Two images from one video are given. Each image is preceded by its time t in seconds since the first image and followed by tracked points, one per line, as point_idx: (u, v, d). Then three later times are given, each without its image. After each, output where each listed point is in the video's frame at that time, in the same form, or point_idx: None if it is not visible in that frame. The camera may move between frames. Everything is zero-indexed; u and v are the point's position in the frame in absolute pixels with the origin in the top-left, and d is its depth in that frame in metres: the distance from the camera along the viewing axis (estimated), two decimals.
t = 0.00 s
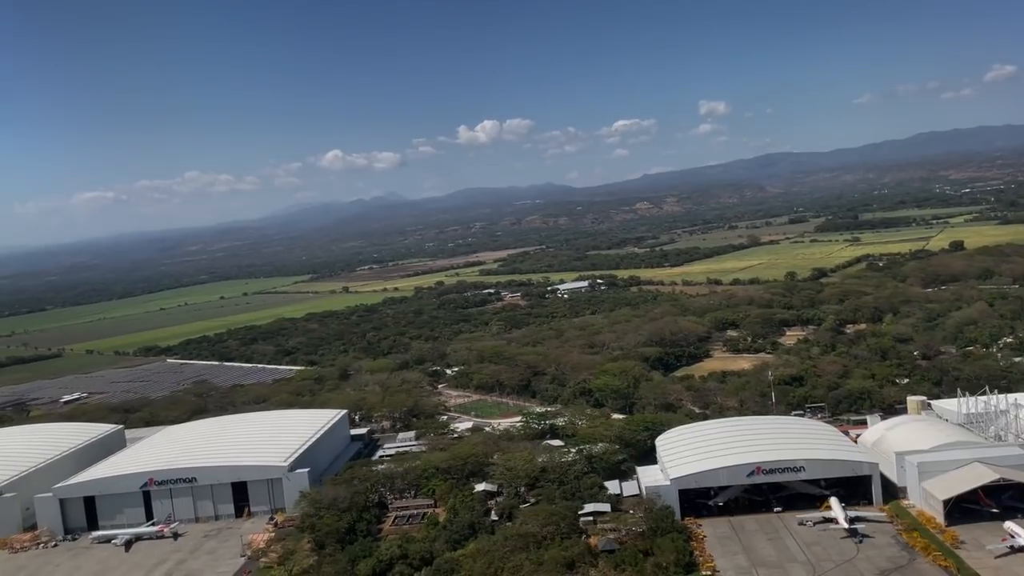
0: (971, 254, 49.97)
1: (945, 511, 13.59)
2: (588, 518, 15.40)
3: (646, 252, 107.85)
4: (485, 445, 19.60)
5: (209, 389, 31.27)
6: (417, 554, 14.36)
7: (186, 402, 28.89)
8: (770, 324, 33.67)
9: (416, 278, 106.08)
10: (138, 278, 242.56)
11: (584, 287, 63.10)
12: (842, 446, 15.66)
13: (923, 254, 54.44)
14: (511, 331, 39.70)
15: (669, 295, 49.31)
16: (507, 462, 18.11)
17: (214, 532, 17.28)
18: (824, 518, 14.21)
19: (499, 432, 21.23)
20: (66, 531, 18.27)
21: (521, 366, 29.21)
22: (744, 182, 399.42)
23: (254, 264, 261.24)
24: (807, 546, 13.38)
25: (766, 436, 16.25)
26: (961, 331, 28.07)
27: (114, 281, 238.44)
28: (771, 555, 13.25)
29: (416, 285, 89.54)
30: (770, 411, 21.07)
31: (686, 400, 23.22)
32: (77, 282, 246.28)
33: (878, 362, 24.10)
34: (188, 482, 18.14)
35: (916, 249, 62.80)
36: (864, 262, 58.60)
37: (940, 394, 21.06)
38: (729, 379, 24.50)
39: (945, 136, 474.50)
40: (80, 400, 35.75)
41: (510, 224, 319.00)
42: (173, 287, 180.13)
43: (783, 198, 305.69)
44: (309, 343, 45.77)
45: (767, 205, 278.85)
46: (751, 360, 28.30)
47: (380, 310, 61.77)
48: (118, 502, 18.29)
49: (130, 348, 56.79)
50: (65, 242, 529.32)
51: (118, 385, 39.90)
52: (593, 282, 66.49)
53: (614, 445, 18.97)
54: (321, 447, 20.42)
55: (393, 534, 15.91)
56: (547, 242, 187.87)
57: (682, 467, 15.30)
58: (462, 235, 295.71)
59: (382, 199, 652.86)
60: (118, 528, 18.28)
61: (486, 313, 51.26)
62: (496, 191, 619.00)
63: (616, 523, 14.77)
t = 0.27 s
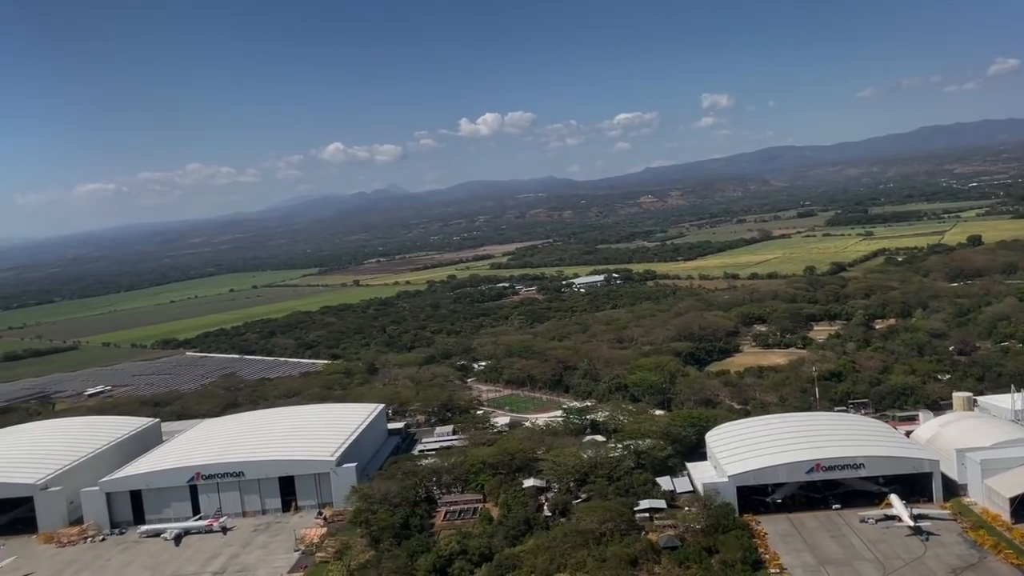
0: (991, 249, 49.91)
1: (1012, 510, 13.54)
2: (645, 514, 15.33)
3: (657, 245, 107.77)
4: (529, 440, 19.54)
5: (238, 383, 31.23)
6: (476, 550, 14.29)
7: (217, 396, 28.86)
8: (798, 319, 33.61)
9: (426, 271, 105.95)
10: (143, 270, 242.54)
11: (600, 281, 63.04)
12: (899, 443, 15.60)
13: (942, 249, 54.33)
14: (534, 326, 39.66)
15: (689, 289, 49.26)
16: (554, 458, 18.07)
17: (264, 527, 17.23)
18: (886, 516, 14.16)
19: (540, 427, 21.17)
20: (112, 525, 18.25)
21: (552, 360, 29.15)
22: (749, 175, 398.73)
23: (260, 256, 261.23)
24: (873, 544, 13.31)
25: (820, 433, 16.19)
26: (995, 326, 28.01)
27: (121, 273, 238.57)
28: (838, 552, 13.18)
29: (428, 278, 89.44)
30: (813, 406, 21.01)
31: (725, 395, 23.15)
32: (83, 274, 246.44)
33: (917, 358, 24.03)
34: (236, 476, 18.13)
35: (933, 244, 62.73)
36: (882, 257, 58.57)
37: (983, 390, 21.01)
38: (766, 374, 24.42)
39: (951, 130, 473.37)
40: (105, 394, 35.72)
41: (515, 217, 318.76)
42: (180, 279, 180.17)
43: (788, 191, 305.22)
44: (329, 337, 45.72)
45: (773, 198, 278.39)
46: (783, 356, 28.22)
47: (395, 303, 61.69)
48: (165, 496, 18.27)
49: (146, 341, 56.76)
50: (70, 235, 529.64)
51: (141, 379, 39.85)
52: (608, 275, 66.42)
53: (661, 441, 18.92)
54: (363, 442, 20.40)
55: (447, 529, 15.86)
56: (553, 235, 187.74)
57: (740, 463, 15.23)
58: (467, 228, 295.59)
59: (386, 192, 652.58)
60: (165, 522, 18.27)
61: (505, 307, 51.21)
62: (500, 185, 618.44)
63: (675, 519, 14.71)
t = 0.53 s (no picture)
0: (1010, 242, 49.78)
1: None
2: (701, 510, 15.27)
3: (666, 238, 107.63)
4: (573, 434, 19.47)
5: (266, 377, 31.19)
6: (536, 545, 14.23)
7: (248, 389, 28.81)
8: (825, 313, 33.53)
9: (436, 264, 105.79)
10: (148, 262, 242.34)
11: (615, 274, 62.90)
12: (956, 439, 15.54)
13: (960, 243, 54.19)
14: (557, 319, 39.58)
15: (708, 283, 49.17)
16: (603, 453, 17.98)
17: (313, 522, 17.18)
18: (948, 512, 14.11)
19: (581, 421, 21.11)
20: (159, 519, 18.23)
21: (582, 354, 29.06)
22: (753, 168, 397.96)
23: (265, 248, 260.99)
24: (939, 541, 13.26)
25: (875, 428, 16.12)
26: None
27: (126, 265, 238.39)
28: (904, 549, 13.13)
29: (439, 271, 89.29)
30: (855, 401, 20.93)
31: (763, 389, 23.07)
32: (88, 266, 246.35)
33: (955, 353, 23.94)
34: (283, 470, 18.09)
35: (949, 237, 62.52)
36: (898, 251, 58.40)
37: None
38: (803, 369, 24.34)
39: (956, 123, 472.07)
40: (130, 387, 35.67)
41: (520, 210, 318.43)
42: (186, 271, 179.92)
43: (793, 184, 304.71)
44: (349, 330, 45.64)
45: (777, 191, 278.02)
46: (816, 351, 28.14)
47: (411, 296, 61.59)
48: (211, 490, 18.23)
49: (163, 333, 56.73)
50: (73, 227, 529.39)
51: (163, 372, 39.79)
52: (622, 268, 66.30)
53: (708, 436, 18.83)
54: (405, 436, 20.35)
55: (501, 525, 15.79)
56: (560, 228, 187.45)
57: (798, 459, 15.15)
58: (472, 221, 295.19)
59: (389, 184, 651.74)
60: (211, 517, 18.25)
61: (522, 300, 51.18)
62: (503, 177, 617.50)
63: (734, 516, 14.63)
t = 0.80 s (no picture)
0: None
1: None
2: (758, 507, 15.20)
3: (675, 232, 107.45)
4: (617, 429, 19.40)
5: (294, 371, 31.10)
6: (597, 542, 14.14)
7: (277, 384, 28.73)
8: (852, 308, 33.43)
9: (445, 258, 105.67)
10: (153, 256, 242.27)
11: (629, 268, 62.78)
12: (1012, 436, 15.49)
13: (978, 237, 54.06)
14: (579, 313, 39.48)
15: (726, 277, 49.06)
16: (650, 449, 17.91)
17: (362, 518, 17.13)
18: (1010, 509, 14.05)
19: (622, 416, 21.01)
20: (205, 515, 18.19)
21: (612, 349, 28.96)
22: (756, 162, 397.46)
23: (269, 242, 260.95)
24: (1005, 538, 13.20)
25: (929, 425, 16.04)
26: None
27: (130, 259, 238.35)
28: (971, 547, 13.06)
29: (449, 265, 89.18)
30: (898, 396, 20.83)
31: (801, 384, 22.97)
32: (92, 258, 246.22)
33: (992, 349, 23.87)
34: (329, 466, 18.02)
35: (964, 232, 62.46)
36: (915, 245, 58.30)
37: None
38: (839, 364, 24.26)
39: (960, 116, 471.08)
40: (154, 382, 35.60)
41: (524, 203, 318.04)
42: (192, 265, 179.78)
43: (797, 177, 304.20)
44: (368, 324, 45.56)
45: (781, 184, 277.58)
46: (848, 346, 28.05)
47: (425, 290, 61.47)
48: (257, 486, 18.19)
49: (178, 327, 56.64)
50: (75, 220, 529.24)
51: (185, 366, 39.70)
52: (636, 262, 66.22)
53: (754, 431, 18.72)
54: (447, 431, 20.29)
55: (555, 521, 15.71)
56: (565, 222, 187.25)
57: (857, 456, 15.07)
58: (476, 214, 294.94)
59: (391, 177, 651.11)
60: (257, 512, 18.20)
61: (540, 295, 51.05)
62: (505, 170, 616.83)
63: (793, 513, 14.56)
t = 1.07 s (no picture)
0: None
1: None
2: (815, 505, 15.12)
3: (684, 227, 107.35)
4: (662, 425, 19.32)
5: (321, 367, 31.07)
6: (657, 541, 14.07)
7: (306, 380, 28.69)
8: (878, 304, 33.37)
9: (453, 253, 105.53)
10: (156, 250, 242.11)
11: (644, 263, 62.63)
12: None
13: (995, 234, 53.96)
14: (602, 308, 39.40)
15: (744, 273, 49.01)
16: (698, 446, 17.86)
17: (410, 516, 17.09)
18: None
19: (663, 413, 20.94)
20: (250, 511, 18.18)
21: (641, 346, 28.87)
22: (759, 156, 396.98)
23: (273, 236, 260.70)
24: None
25: (983, 423, 15.99)
26: None
27: (133, 253, 238.19)
28: None
29: (458, 260, 89.02)
30: (940, 394, 20.76)
31: (839, 381, 22.89)
32: (96, 253, 246.07)
33: None
34: (375, 463, 17.98)
35: (979, 227, 62.31)
36: (931, 241, 58.20)
37: None
38: (875, 362, 24.17)
39: (964, 111, 470.17)
40: (178, 377, 35.56)
41: (527, 198, 317.75)
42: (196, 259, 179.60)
43: (800, 172, 303.97)
44: (386, 320, 45.44)
45: (785, 179, 277.30)
46: (879, 343, 27.99)
47: (439, 285, 61.34)
48: (303, 483, 18.16)
49: (193, 322, 56.60)
50: (77, 214, 528.81)
51: (206, 361, 39.67)
52: (650, 258, 66.07)
53: (799, 426, 18.62)
54: (487, 427, 20.20)
55: (608, 519, 15.62)
56: (570, 217, 187.01)
57: (914, 455, 15.01)
58: (479, 209, 294.61)
59: (392, 172, 650.26)
60: (303, 509, 18.18)
61: (557, 290, 51.02)
62: (507, 164, 616.00)
63: (851, 512, 14.50)
